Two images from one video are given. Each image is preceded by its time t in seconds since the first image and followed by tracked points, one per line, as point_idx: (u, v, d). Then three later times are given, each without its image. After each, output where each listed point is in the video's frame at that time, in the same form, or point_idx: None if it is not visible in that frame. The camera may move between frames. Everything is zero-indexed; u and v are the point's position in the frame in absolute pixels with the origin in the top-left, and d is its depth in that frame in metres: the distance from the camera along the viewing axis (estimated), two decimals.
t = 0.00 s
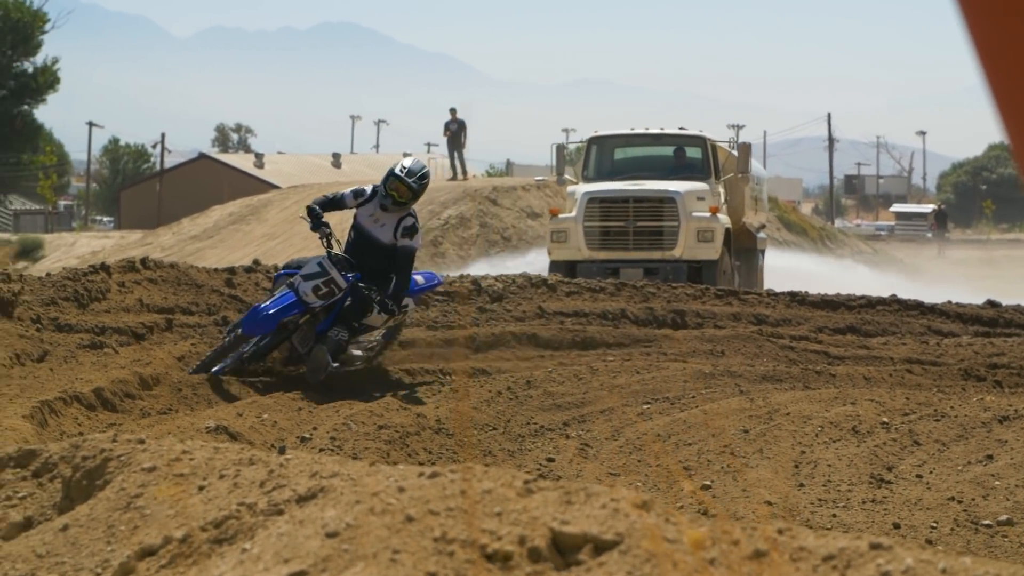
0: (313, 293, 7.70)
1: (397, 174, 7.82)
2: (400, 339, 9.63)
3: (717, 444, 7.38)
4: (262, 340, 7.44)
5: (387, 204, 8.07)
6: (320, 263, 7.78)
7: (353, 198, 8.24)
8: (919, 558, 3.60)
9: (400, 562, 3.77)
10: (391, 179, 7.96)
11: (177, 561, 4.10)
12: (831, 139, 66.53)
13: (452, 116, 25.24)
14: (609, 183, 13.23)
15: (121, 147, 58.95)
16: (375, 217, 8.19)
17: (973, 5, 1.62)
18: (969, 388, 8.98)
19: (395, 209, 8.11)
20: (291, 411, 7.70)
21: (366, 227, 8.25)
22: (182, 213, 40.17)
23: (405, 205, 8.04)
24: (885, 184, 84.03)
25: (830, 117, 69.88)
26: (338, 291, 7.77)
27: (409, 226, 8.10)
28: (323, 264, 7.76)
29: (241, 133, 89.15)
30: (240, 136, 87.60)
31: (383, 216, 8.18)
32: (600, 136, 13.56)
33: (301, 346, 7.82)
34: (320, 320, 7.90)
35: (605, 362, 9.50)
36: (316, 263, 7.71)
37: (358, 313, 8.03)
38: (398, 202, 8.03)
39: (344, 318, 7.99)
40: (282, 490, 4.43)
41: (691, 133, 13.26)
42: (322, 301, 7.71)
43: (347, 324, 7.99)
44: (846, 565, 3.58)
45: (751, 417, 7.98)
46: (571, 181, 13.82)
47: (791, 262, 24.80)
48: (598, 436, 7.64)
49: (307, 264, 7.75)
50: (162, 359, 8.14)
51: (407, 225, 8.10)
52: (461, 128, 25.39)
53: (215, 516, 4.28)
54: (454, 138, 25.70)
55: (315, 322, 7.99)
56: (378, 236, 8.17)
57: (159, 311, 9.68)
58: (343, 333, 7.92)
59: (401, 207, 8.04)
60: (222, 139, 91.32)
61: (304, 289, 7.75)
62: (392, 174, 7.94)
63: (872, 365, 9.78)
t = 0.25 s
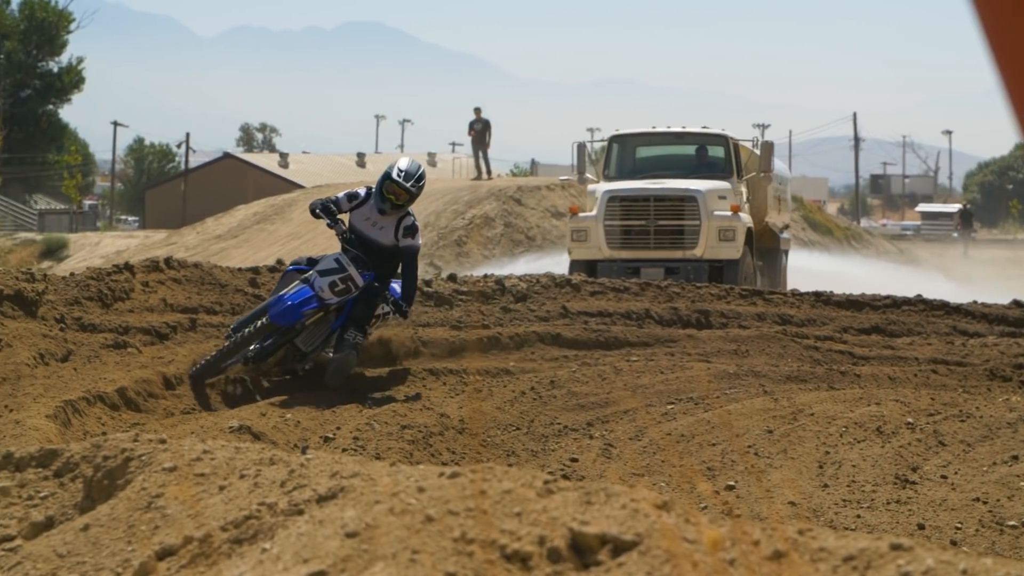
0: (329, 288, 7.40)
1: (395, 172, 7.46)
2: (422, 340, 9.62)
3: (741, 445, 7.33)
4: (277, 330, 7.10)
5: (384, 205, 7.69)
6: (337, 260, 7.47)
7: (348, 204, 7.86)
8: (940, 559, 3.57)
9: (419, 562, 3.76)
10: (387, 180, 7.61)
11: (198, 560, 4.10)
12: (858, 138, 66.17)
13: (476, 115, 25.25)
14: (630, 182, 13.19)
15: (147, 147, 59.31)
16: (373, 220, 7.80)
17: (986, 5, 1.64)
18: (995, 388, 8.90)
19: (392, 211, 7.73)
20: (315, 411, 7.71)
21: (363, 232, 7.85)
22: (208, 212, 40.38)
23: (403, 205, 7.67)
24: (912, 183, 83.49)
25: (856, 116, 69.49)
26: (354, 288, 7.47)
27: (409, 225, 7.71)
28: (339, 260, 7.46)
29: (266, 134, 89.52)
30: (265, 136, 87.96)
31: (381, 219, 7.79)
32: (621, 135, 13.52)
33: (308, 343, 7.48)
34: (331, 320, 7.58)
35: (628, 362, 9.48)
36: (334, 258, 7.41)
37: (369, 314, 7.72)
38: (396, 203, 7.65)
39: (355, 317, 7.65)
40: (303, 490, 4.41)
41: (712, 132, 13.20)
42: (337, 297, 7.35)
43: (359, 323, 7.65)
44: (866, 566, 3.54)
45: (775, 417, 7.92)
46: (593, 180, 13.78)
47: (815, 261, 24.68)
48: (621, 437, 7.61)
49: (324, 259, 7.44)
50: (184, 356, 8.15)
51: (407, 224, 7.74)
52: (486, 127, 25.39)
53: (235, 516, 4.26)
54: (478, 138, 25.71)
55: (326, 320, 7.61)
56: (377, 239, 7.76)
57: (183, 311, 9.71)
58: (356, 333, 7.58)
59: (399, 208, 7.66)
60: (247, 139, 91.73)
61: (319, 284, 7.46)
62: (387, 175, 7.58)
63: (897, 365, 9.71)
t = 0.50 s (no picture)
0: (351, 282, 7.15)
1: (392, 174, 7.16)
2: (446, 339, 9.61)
3: (766, 444, 7.29)
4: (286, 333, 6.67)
5: (386, 205, 7.43)
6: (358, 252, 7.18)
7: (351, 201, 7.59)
8: (963, 559, 3.56)
9: (441, 561, 3.75)
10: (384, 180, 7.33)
11: (220, 558, 4.09)
12: (886, 136, 65.75)
13: (502, 114, 25.24)
14: (653, 179, 13.14)
15: (175, 145, 59.61)
16: (378, 218, 7.53)
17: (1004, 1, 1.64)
18: None
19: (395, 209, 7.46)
20: (341, 410, 7.74)
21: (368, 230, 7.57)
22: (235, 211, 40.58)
23: (406, 202, 7.40)
24: (942, 181, 82.87)
25: (884, 113, 69.02)
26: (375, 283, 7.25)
27: (415, 221, 7.50)
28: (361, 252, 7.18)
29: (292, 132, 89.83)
30: (292, 135, 88.16)
31: (385, 217, 7.54)
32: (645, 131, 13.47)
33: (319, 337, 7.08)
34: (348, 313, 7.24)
35: (654, 360, 9.44)
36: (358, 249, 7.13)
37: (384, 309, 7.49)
38: (398, 202, 7.39)
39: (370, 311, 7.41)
40: (325, 488, 4.40)
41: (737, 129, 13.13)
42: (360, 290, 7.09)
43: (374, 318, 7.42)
44: (890, 566, 3.51)
45: (801, 416, 7.87)
46: (617, 177, 13.75)
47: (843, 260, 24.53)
48: (647, 436, 7.58)
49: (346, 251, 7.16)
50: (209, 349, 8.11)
51: (412, 218, 7.52)
52: (512, 126, 25.38)
53: (258, 514, 4.26)
54: (504, 136, 25.68)
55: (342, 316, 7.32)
56: (384, 239, 7.51)
57: (209, 309, 9.75)
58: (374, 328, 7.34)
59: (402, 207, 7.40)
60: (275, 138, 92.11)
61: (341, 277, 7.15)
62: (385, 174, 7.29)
63: (924, 364, 9.63)
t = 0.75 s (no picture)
0: (369, 279, 6.73)
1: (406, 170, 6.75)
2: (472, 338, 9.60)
3: (793, 444, 7.24)
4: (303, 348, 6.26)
5: (397, 200, 7.01)
6: (374, 248, 6.76)
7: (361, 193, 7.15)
8: (988, 561, 3.54)
9: (463, 560, 3.74)
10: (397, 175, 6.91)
11: (243, 558, 4.09)
12: (917, 135, 65.30)
13: (530, 113, 25.22)
14: (678, 177, 13.08)
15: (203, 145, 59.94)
16: (389, 211, 7.12)
17: None
18: None
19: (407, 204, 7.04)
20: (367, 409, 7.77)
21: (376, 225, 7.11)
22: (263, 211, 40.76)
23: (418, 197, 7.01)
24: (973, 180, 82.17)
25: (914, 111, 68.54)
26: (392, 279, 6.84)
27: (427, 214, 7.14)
28: (378, 247, 6.75)
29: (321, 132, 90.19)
30: (320, 134, 88.42)
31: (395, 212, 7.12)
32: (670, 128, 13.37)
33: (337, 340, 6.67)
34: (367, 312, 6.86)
35: (681, 360, 9.40)
36: (376, 246, 6.70)
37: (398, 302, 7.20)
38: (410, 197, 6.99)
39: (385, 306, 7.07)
40: (348, 488, 4.39)
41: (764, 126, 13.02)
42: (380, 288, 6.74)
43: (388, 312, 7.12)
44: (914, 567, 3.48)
45: (828, 416, 7.81)
46: (642, 175, 13.69)
47: (871, 259, 24.36)
48: (674, 435, 7.54)
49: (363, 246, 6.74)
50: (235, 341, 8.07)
51: (424, 212, 7.14)
52: (539, 125, 25.35)
53: (280, 514, 4.25)
54: (532, 134, 25.64)
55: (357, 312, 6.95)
56: (395, 234, 7.09)
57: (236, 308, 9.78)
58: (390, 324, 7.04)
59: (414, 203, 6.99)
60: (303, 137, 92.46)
61: (359, 274, 6.72)
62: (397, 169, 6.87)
63: (954, 364, 9.54)
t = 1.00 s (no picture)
0: (388, 279, 6.58)
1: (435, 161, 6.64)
2: (500, 339, 9.59)
3: (821, 444, 7.18)
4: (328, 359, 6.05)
5: (419, 193, 6.88)
6: (393, 246, 6.59)
7: (380, 184, 6.99)
8: (1013, 562, 3.50)
9: (485, 561, 3.73)
10: (422, 167, 6.78)
11: (266, 557, 4.09)
12: (947, 135, 64.78)
13: (558, 112, 25.18)
14: (702, 175, 13.01)
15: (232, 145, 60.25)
16: (408, 204, 6.97)
17: None
18: None
19: (428, 198, 6.91)
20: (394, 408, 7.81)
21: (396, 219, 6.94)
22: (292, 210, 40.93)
23: (439, 192, 6.89)
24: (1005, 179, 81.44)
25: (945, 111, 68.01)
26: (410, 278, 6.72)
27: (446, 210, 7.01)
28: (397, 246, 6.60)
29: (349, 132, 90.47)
30: (348, 134, 88.67)
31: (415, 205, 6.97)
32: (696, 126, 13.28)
33: (357, 343, 6.45)
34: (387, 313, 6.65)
35: (709, 360, 9.36)
36: (396, 245, 6.55)
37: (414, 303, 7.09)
38: (431, 190, 6.86)
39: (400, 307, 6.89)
40: (371, 488, 4.39)
41: (790, 125, 12.98)
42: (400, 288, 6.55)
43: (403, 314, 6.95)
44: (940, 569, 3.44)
45: (857, 416, 7.75)
46: (667, 173, 13.62)
47: (901, 259, 24.19)
48: (701, 436, 7.51)
49: (381, 246, 6.54)
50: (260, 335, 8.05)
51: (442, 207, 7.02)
52: (568, 124, 25.31)
53: (303, 514, 4.25)
54: (560, 134, 25.60)
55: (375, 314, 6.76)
56: (413, 227, 6.92)
57: (263, 307, 9.80)
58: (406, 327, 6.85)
59: (436, 197, 6.88)
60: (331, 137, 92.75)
61: (378, 275, 6.55)
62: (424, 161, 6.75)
63: (984, 364, 9.44)
